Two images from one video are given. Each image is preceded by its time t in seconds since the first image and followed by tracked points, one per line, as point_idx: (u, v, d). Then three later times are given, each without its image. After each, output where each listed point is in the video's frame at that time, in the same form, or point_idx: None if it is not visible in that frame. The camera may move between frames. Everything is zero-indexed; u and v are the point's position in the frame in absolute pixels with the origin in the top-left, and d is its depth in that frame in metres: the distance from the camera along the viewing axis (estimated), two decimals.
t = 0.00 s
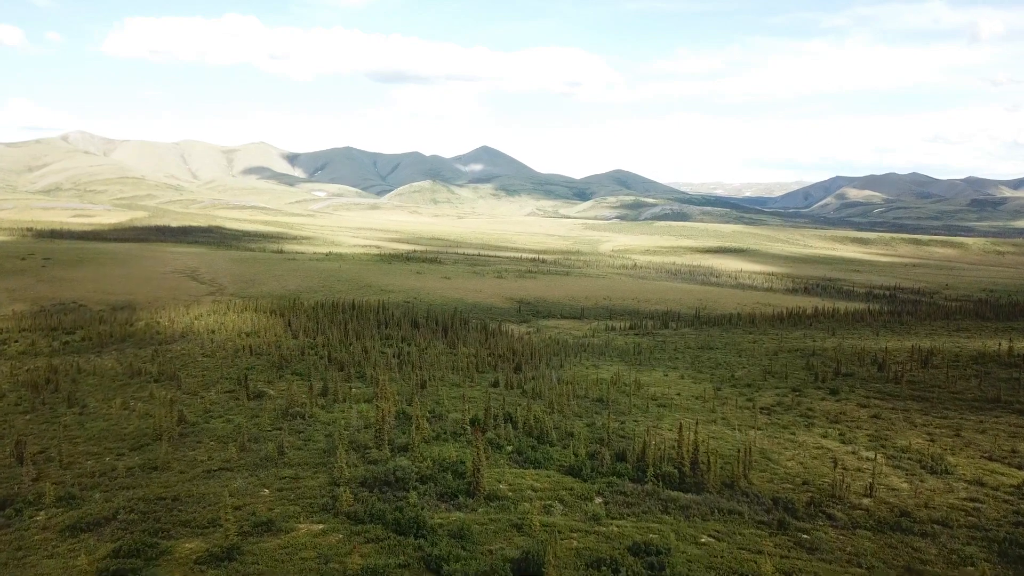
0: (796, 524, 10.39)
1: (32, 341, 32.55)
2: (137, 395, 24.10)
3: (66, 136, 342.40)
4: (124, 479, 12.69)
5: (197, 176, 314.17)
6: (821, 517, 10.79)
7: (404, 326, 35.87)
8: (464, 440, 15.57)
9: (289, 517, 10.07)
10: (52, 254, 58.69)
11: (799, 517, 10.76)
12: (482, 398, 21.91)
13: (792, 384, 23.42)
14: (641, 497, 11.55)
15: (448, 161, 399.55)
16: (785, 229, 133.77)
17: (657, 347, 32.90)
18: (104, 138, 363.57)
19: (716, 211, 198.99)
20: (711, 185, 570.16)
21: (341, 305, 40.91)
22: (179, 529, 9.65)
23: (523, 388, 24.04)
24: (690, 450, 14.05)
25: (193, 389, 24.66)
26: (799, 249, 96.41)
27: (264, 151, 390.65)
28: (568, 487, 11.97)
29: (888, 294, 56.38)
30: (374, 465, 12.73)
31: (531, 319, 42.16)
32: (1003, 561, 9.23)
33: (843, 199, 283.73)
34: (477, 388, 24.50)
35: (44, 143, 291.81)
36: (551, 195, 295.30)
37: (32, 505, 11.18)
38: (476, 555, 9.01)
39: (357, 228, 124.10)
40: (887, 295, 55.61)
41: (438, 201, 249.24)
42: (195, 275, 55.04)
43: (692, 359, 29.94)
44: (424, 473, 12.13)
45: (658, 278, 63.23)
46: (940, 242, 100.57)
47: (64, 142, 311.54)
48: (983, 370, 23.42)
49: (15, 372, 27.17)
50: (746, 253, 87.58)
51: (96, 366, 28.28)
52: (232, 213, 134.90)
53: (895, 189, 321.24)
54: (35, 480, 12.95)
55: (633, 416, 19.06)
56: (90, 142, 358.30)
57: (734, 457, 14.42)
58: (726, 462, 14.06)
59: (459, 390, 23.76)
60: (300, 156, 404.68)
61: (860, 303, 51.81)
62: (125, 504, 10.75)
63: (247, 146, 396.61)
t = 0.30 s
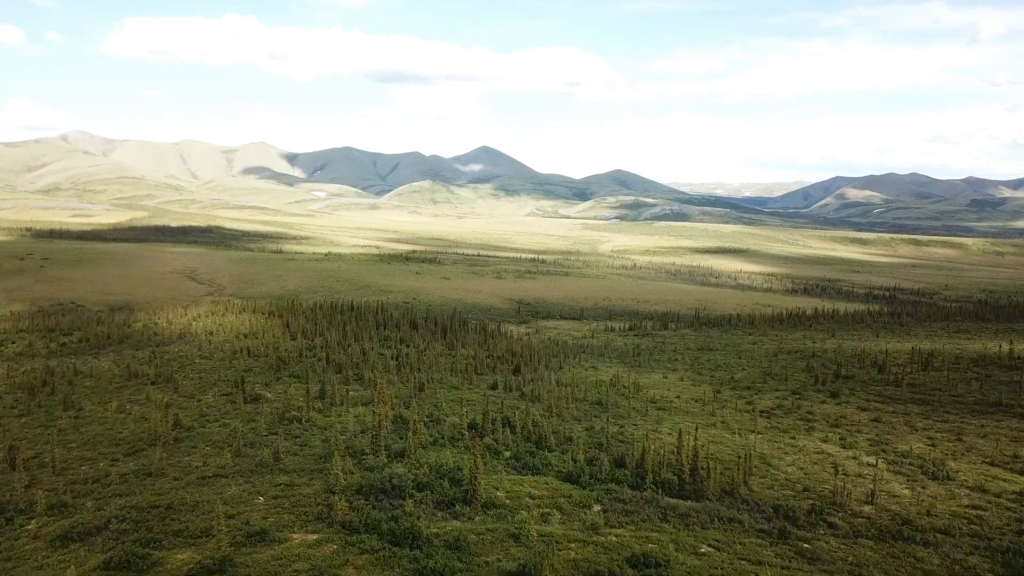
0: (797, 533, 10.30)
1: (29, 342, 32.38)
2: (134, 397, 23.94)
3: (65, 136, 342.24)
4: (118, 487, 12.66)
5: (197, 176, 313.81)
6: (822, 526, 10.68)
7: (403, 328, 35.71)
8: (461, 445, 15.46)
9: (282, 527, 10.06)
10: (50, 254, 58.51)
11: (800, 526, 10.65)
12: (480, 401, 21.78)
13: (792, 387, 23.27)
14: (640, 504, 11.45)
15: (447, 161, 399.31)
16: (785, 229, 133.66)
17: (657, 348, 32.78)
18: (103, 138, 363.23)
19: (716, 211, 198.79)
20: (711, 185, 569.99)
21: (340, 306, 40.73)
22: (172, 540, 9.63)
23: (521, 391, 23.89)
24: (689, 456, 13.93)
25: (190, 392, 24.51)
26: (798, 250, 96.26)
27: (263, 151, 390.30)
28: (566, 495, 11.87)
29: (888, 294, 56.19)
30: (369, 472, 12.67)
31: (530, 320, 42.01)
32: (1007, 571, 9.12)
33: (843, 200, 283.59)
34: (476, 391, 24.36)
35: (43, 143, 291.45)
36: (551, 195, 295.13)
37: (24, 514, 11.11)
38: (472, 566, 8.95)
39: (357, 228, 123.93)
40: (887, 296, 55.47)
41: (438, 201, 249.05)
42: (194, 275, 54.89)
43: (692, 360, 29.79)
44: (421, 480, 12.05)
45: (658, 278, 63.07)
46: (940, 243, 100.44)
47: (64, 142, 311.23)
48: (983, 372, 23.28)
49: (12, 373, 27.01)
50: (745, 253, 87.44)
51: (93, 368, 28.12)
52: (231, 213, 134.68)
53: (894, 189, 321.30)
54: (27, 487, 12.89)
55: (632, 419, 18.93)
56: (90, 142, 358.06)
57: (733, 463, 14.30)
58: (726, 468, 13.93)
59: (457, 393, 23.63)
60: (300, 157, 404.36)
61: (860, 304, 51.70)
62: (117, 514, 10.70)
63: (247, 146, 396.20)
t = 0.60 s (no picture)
0: (797, 542, 10.27)
1: (27, 344, 32.22)
2: (131, 399, 23.79)
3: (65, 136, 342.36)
4: (112, 493, 12.77)
5: (196, 176, 313.56)
6: (823, 533, 10.64)
7: (402, 329, 35.59)
8: (458, 451, 15.43)
9: (276, 536, 10.22)
10: (49, 254, 58.40)
11: (801, 534, 10.59)
12: (478, 405, 21.64)
13: (792, 390, 23.12)
14: (639, 512, 11.42)
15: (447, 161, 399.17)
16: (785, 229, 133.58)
17: (656, 349, 32.70)
18: (103, 137, 362.51)
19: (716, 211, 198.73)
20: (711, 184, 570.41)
21: (339, 307, 40.60)
22: (165, 549, 9.76)
23: (520, 393, 23.79)
24: (688, 461, 13.83)
25: (187, 394, 24.36)
26: (798, 250, 96.09)
27: (263, 151, 390.11)
28: (564, 502, 11.89)
29: (888, 295, 56.09)
30: (365, 480, 12.77)
31: (530, 321, 41.91)
32: None
33: (843, 200, 283.61)
34: (474, 394, 24.23)
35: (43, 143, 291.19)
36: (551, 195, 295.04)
37: (16, 521, 11.10)
38: None
39: (356, 228, 123.79)
40: (887, 297, 55.43)
41: (437, 202, 248.97)
42: (193, 275, 54.79)
43: (692, 361, 29.67)
44: (418, 487, 12.20)
45: (657, 278, 62.97)
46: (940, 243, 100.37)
47: (64, 142, 311.04)
48: (984, 375, 23.12)
49: (9, 375, 26.84)
50: (745, 254, 87.35)
51: (91, 369, 27.99)
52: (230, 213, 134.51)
53: (894, 189, 321.33)
54: (20, 494, 12.90)
55: (631, 423, 18.78)
56: (90, 142, 357.99)
57: (733, 468, 14.21)
58: (726, 473, 13.85)
59: (456, 396, 23.54)
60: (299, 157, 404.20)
61: (860, 304, 51.62)
62: (109, 522, 10.77)
63: (246, 146, 395.94)
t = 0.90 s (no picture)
0: (797, 551, 10.33)
1: (24, 346, 32.04)
2: (128, 403, 23.64)
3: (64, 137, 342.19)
4: (106, 501, 13.05)
5: (195, 176, 313.20)
6: (824, 542, 10.69)
7: (401, 331, 35.47)
8: (455, 456, 15.50)
9: (270, 544, 10.68)
10: (47, 254, 58.26)
11: (801, 542, 10.65)
12: (477, 408, 21.54)
13: (792, 392, 22.99)
14: (638, 519, 11.54)
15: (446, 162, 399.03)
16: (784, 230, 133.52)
17: (656, 351, 32.62)
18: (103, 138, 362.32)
19: (715, 212, 198.56)
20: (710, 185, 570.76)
21: (338, 308, 40.45)
22: (159, 558, 10.22)
23: (519, 396, 23.69)
24: (687, 466, 13.78)
25: (184, 397, 24.24)
26: (797, 251, 96.02)
27: (262, 151, 389.72)
28: (563, 509, 12.04)
29: (887, 296, 56.02)
30: (363, 487, 13.17)
31: (529, 322, 41.83)
32: None
33: (842, 201, 283.62)
34: (473, 396, 24.14)
35: (43, 143, 290.83)
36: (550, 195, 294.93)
37: (8, 530, 11.36)
38: None
39: (356, 228, 123.61)
40: (886, 297, 55.41)
41: (437, 202, 248.88)
42: (192, 276, 54.71)
43: (691, 363, 29.56)
44: (415, 494, 12.59)
45: (656, 279, 62.90)
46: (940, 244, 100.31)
47: (63, 143, 310.78)
48: (984, 378, 23.02)
49: (6, 377, 26.68)
50: (744, 254, 87.29)
51: (88, 372, 27.82)
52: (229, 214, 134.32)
53: (893, 190, 321.47)
54: (12, 501, 12.98)
55: (631, 427, 18.65)
56: (89, 142, 357.58)
57: (733, 474, 14.10)
58: (726, 479, 13.77)
59: (455, 399, 23.45)
60: (299, 157, 404.29)
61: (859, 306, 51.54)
62: (102, 530, 11.19)
63: (245, 147, 395.60)
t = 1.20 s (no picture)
0: (795, 558, 10.52)
1: (18, 347, 31.83)
2: (122, 406, 23.48)
3: (59, 137, 340.77)
4: (97, 506, 13.01)
5: (192, 176, 312.38)
6: (821, 548, 10.86)
7: (397, 331, 35.39)
8: (450, 460, 15.61)
9: (262, 552, 11.15)
10: (43, 254, 58.00)
11: (797, 548, 10.84)
12: (472, 411, 21.44)
13: (789, 394, 22.94)
14: (633, 524, 11.87)
15: (443, 162, 398.69)
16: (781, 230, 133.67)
17: (653, 352, 32.59)
18: (99, 138, 360.90)
19: (712, 211, 198.65)
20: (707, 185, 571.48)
21: (334, 309, 40.29)
22: (150, 566, 10.65)
23: (515, 398, 23.63)
24: (683, 471, 13.83)
25: (179, 400, 24.10)
26: (794, 251, 96.07)
27: (259, 151, 388.70)
28: (558, 514, 12.48)
29: (884, 296, 56.08)
30: (360, 492, 13.60)
31: (525, 322, 41.81)
32: None
33: (839, 202, 283.99)
34: (469, 399, 24.03)
35: (38, 142, 289.52)
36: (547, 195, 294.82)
37: None
38: None
39: (353, 228, 123.25)
40: (882, 298, 55.50)
41: (433, 203, 248.64)
42: (188, 276, 54.54)
43: (688, 364, 29.54)
44: (409, 500, 13.12)
45: (653, 280, 62.92)
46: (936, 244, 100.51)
47: (59, 142, 309.46)
48: (981, 380, 22.96)
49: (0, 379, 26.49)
50: (741, 254, 87.36)
51: (83, 373, 27.65)
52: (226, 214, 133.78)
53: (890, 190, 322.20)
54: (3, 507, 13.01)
55: (627, 430, 18.58)
56: (84, 142, 356.04)
57: (728, 477, 14.07)
58: (722, 482, 13.75)
59: (451, 401, 23.39)
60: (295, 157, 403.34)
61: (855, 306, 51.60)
62: (93, 537, 11.62)
63: (242, 146, 394.54)
